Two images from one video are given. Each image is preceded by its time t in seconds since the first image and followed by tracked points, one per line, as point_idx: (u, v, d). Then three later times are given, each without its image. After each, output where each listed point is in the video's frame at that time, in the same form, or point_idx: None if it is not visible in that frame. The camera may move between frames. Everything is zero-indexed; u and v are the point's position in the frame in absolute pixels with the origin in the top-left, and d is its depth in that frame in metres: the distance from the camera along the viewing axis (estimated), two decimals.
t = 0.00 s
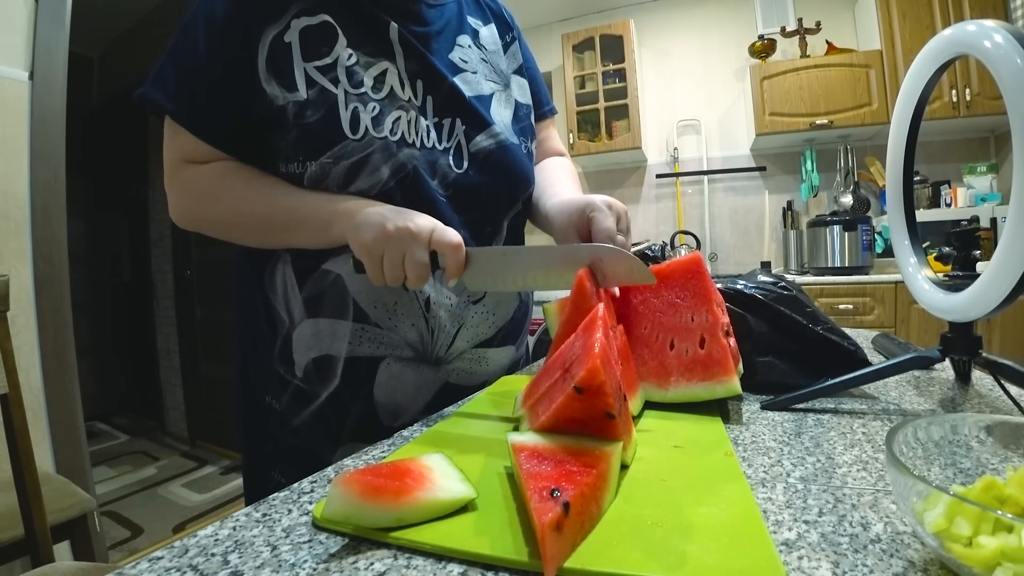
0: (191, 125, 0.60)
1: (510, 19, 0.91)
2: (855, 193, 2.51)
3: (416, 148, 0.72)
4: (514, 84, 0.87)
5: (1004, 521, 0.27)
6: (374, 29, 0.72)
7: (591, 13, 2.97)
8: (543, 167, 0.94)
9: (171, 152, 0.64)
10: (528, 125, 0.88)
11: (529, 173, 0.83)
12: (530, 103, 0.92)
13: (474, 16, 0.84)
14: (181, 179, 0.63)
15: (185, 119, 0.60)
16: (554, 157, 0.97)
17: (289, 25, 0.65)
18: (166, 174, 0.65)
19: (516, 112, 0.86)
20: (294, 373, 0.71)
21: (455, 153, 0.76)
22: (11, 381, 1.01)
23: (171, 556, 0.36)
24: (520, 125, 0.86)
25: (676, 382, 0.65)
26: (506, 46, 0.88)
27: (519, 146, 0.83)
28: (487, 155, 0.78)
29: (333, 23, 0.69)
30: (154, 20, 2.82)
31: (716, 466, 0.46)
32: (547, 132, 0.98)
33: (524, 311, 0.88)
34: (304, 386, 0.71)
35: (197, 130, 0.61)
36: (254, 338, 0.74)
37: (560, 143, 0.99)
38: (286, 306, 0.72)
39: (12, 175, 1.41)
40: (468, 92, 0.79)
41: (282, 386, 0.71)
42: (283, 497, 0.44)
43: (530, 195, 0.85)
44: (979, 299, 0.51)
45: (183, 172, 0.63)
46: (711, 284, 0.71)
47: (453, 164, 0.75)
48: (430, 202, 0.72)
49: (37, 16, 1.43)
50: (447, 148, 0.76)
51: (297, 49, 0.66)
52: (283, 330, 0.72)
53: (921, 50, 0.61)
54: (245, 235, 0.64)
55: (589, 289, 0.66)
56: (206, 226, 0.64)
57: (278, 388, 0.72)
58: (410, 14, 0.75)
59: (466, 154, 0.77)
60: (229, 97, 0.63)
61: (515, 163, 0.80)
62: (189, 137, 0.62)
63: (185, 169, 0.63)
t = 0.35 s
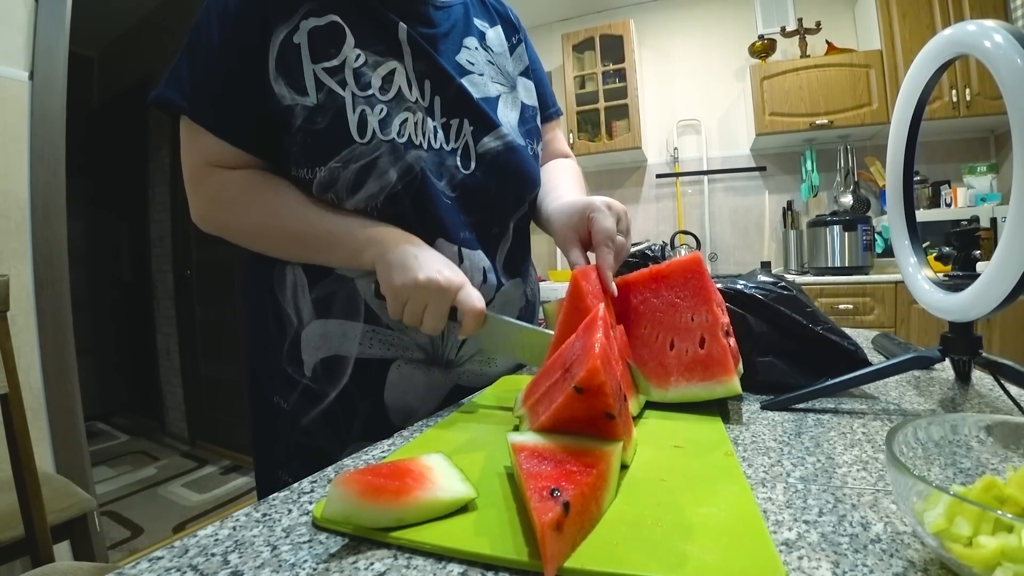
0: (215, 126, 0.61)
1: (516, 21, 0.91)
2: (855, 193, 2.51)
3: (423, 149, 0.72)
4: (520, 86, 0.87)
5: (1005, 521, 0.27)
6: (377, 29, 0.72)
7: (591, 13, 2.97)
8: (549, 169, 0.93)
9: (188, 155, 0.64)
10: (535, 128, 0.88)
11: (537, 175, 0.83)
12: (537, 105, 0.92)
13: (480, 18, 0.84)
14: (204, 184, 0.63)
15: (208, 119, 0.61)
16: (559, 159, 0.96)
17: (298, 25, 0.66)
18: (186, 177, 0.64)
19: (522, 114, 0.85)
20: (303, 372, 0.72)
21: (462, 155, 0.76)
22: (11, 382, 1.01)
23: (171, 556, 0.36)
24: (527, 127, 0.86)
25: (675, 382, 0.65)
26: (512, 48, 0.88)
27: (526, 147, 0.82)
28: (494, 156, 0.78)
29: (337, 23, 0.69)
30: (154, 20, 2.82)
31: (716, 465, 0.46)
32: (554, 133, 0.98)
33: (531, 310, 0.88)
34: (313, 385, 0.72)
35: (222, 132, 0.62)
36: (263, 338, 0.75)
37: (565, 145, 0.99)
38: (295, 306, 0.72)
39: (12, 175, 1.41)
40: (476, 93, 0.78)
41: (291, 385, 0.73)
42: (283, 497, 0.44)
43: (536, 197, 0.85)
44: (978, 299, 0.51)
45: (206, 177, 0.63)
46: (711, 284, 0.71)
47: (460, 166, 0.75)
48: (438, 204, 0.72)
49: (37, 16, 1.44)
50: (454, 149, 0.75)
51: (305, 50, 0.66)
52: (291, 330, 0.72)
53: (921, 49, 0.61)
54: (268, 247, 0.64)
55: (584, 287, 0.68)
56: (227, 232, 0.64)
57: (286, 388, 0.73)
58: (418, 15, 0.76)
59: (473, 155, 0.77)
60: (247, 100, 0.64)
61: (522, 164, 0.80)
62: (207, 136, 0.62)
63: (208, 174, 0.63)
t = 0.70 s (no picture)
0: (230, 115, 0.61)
1: (522, 21, 0.91)
2: (855, 193, 2.51)
3: (429, 146, 0.72)
4: (524, 87, 0.87)
5: (1004, 521, 0.27)
6: (378, 28, 0.72)
7: (591, 13, 2.97)
8: (554, 170, 0.93)
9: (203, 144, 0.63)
10: (539, 129, 0.88)
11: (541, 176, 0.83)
12: (542, 107, 0.92)
13: (486, 18, 0.84)
14: (222, 176, 0.62)
15: (229, 107, 0.61)
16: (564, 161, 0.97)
17: (306, 16, 0.66)
18: (202, 166, 0.64)
19: (525, 117, 0.85)
20: (311, 374, 0.72)
21: (468, 153, 0.76)
22: (11, 381, 1.01)
23: (171, 557, 0.36)
24: (530, 128, 0.86)
25: (676, 382, 0.65)
26: (517, 49, 0.88)
27: (531, 148, 0.82)
28: (502, 156, 0.78)
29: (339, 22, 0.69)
30: (155, 20, 2.82)
31: (716, 465, 0.46)
32: (559, 135, 0.98)
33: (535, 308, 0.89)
34: (322, 386, 0.72)
35: (241, 121, 0.62)
36: (272, 338, 0.76)
37: (570, 147, 0.99)
38: (304, 307, 0.72)
39: (12, 175, 1.41)
40: (483, 93, 0.78)
41: (299, 386, 0.73)
42: (283, 497, 0.44)
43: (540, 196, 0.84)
44: (978, 298, 0.51)
45: (227, 167, 0.62)
46: (711, 284, 0.71)
47: (465, 164, 0.76)
48: (444, 202, 0.73)
49: (37, 16, 1.44)
50: (461, 147, 0.76)
51: (314, 42, 0.66)
52: (300, 331, 0.72)
53: (921, 50, 0.61)
54: (281, 246, 0.63)
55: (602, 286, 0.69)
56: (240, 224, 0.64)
57: (294, 389, 0.74)
58: (425, 14, 0.76)
59: (480, 154, 0.77)
60: (259, 97, 0.64)
61: (526, 164, 0.80)
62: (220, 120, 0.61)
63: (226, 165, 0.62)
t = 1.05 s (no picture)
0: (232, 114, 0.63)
1: (519, 22, 0.90)
2: (855, 193, 2.51)
3: (427, 140, 0.72)
4: (521, 87, 0.86)
5: (1004, 521, 0.27)
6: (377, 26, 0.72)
7: (591, 12, 2.97)
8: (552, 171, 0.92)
9: (212, 148, 0.65)
10: (534, 130, 0.87)
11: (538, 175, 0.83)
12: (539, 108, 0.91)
13: (484, 19, 0.84)
14: (237, 186, 0.64)
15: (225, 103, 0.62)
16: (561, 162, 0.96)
17: (305, 15, 0.67)
18: (216, 174, 0.65)
19: (520, 117, 0.84)
20: (311, 371, 0.72)
21: (465, 148, 0.76)
22: (11, 381, 1.01)
23: (172, 556, 0.36)
24: (526, 128, 0.85)
25: (675, 374, 0.65)
26: (515, 49, 0.87)
27: (528, 146, 0.82)
28: (498, 152, 0.78)
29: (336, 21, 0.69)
30: (155, 20, 2.82)
31: (716, 465, 0.46)
32: (557, 136, 0.97)
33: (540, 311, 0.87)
34: (321, 383, 0.72)
35: (244, 122, 0.64)
36: (272, 335, 0.76)
37: (567, 149, 0.98)
38: (304, 305, 0.72)
39: (12, 175, 1.41)
40: (484, 90, 0.79)
41: (299, 383, 0.73)
42: (283, 497, 0.44)
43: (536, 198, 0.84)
44: (979, 298, 0.51)
45: (246, 179, 0.64)
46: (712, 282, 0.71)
47: (461, 159, 0.75)
48: (439, 197, 0.73)
49: (37, 16, 1.44)
50: (459, 141, 0.75)
51: (312, 41, 0.67)
52: (301, 329, 0.72)
53: (921, 50, 0.61)
54: (282, 264, 0.64)
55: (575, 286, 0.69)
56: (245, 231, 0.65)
57: (294, 386, 0.74)
58: (422, 13, 0.76)
59: (478, 149, 0.77)
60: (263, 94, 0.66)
61: (523, 161, 0.80)
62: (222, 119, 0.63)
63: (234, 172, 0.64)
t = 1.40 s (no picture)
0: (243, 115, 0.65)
1: (507, 22, 0.90)
2: (855, 193, 2.51)
3: (412, 134, 0.72)
4: (509, 84, 0.86)
5: (1004, 521, 0.27)
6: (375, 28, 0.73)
7: (591, 13, 2.97)
8: (546, 169, 0.90)
9: (214, 149, 0.66)
10: (520, 126, 0.87)
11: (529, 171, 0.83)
12: (528, 103, 0.90)
13: (472, 20, 0.84)
14: (242, 182, 0.64)
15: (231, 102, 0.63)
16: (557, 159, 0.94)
17: (298, 20, 0.67)
18: (220, 173, 0.66)
19: (508, 111, 0.84)
20: (305, 364, 0.73)
21: (451, 142, 0.76)
22: (11, 381, 1.01)
23: (171, 556, 0.36)
24: (512, 124, 0.85)
25: (676, 375, 0.65)
26: (502, 48, 0.87)
27: (516, 140, 0.82)
28: (483, 146, 0.78)
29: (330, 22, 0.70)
30: (154, 20, 2.82)
31: (716, 465, 0.46)
32: (550, 132, 0.96)
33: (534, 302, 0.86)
34: (315, 377, 0.72)
35: (251, 121, 0.65)
36: (270, 332, 0.77)
37: (564, 145, 0.97)
38: (298, 298, 0.72)
39: (12, 175, 1.41)
40: (471, 86, 0.79)
41: (294, 377, 0.73)
42: (283, 497, 0.44)
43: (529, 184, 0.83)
44: (979, 298, 0.51)
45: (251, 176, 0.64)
46: (712, 283, 0.71)
47: (448, 153, 0.76)
48: (428, 190, 0.73)
49: (37, 16, 1.44)
50: (445, 136, 0.76)
51: (305, 43, 0.68)
52: (294, 322, 0.73)
53: (921, 49, 0.61)
54: (285, 261, 0.64)
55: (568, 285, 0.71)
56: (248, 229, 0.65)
57: (290, 380, 0.74)
58: (410, 14, 0.76)
59: (463, 143, 0.77)
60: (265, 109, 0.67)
61: (511, 155, 0.80)
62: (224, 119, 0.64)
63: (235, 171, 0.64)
